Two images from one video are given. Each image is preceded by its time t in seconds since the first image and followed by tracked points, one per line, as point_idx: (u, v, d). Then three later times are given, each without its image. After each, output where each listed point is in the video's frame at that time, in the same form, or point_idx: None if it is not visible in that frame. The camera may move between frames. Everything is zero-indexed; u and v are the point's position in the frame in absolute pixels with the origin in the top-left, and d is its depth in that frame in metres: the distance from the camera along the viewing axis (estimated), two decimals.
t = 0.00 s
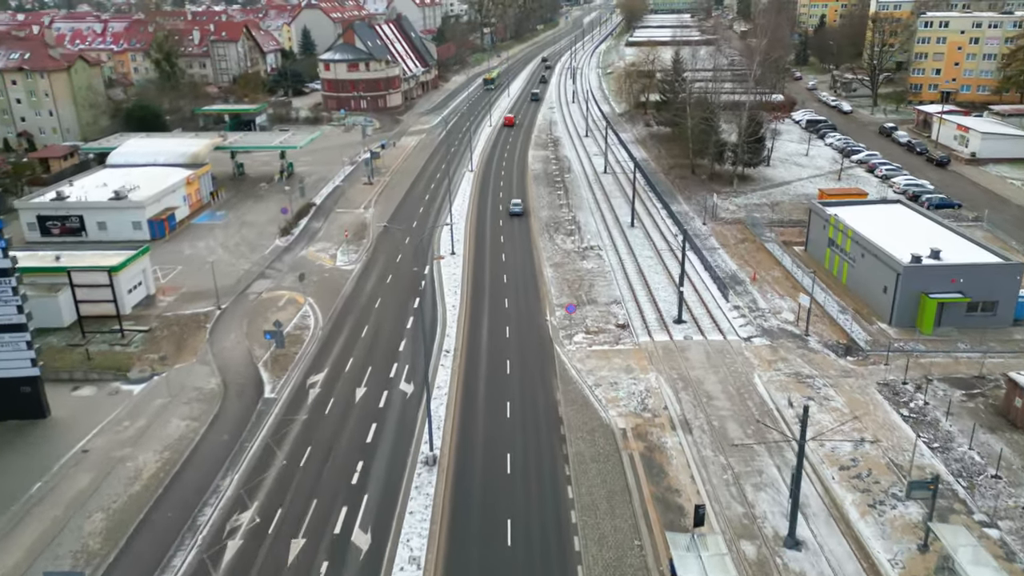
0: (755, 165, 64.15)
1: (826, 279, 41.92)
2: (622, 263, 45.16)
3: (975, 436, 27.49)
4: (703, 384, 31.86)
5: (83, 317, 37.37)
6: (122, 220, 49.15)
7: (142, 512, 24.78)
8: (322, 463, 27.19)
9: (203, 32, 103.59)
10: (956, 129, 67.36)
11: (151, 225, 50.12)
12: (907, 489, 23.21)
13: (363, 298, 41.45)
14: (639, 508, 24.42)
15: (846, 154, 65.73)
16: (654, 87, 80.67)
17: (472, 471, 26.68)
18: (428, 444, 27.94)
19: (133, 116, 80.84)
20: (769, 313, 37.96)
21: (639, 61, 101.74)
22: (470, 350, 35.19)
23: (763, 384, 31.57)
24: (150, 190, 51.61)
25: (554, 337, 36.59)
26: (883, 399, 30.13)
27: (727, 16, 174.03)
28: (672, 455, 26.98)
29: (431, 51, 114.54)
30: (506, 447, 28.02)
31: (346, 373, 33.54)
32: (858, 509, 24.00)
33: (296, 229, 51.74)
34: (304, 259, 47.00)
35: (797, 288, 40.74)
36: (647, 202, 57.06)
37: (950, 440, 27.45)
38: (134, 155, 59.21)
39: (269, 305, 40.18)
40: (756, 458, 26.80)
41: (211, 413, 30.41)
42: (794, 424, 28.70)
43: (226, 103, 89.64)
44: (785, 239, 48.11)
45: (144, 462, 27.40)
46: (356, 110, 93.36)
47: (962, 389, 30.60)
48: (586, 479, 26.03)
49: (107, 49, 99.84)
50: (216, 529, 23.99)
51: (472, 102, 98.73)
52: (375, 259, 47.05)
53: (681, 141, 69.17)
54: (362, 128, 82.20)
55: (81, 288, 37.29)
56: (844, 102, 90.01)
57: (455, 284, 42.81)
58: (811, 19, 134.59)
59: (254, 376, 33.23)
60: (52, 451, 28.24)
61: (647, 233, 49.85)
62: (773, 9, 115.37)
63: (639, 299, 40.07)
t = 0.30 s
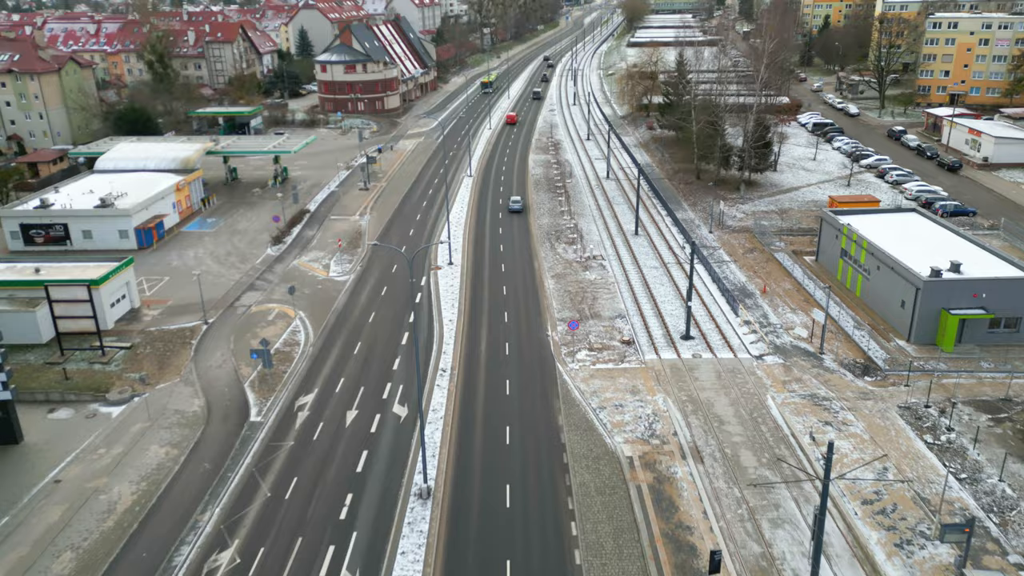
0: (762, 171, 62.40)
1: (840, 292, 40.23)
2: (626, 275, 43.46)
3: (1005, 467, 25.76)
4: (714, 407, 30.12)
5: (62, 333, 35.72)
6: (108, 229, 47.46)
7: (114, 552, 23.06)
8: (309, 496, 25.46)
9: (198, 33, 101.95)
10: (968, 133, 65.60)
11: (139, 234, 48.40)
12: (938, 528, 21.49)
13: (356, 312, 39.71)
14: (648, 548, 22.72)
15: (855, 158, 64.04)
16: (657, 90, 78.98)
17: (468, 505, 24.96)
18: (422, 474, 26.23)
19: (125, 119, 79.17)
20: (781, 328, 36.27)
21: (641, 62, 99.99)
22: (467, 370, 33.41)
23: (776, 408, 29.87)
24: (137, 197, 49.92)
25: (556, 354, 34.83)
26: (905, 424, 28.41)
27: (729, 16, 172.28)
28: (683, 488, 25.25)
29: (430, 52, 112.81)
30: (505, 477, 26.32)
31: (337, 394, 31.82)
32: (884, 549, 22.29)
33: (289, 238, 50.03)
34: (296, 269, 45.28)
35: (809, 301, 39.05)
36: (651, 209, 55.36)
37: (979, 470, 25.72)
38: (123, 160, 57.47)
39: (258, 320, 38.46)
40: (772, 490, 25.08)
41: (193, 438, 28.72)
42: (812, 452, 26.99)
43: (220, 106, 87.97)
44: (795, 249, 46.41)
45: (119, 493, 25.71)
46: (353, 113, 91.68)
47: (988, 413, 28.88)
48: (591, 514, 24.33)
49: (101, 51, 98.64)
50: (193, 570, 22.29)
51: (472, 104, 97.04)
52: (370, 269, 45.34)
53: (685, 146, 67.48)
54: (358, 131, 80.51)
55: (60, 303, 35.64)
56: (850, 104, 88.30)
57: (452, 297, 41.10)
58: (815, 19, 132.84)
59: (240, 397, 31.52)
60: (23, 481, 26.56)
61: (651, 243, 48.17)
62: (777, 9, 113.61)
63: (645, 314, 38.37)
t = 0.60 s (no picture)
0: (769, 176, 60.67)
1: (854, 305, 38.53)
2: (631, 287, 41.73)
3: None
4: (725, 432, 28.39)
5: (40, 350, 34.06)
6: (93, 237, 45.76)
7: None
8: (293, 532, 23.72)
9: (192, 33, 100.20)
10: (980, 137, 63.87)
11: (125, 243, 46.68)
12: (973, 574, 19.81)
13: (349, 326, 37.99)
14: None
15: (865, 163, 62.31)
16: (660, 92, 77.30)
17: (465, 541, 23.27)
18: (415, 508, 24.50)
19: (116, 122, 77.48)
20: (793, 345, 34.57)
21: (644, 63, 98.30)
22: (464, 391, 31.71)
23: (791, 433, 28.15)
24: (124, 205, 48.20)
25: (558, 373, 33.08)
26: (930, 452, 26.70)
27: (731, 16, 170.66)
28: (695, 524, 23.52)
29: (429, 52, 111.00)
30: (504, 511, 24.58)
31: (326, 417, 30.08)
32: None
33: (281, 247, 48.32)
34: (287, 280, 43.55)
35: (823, 316, 37.34)
36: (655, 216, 53.66)
37: (1011, 505, 24.04)
38: (111, 165, 55.76)
39: (246, 335, 36.73)
40: (791, 526, 23.39)
41: (171, 466, 26.99)
42: (832, 483, 25.27)
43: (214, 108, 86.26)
44: (805, 259, 44.69)
45: (90, 529, 23.99)
46: (350, 115, 89.98)
47: (1018, 440, 27.18)
48: (596, 553, 22.60)
49: (94, 52, 97.10)
50: None
51: (471, 106, 95.39)
52: (363, 279, 43.61)
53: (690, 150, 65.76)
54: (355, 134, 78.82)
55: (37, 319, 33.96)
56: (857, 106, 86.52)
57: (449, 310, 39.38)
58: (819, 19, 131.11)
59: (223, 420, 29.79)
60: None
61: (656, 252, 46.47)
62: (782, 8, 111.83)
63: (650, 329, 36.64)
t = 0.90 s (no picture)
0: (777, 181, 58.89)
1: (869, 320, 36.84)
2: (635, 299, 40.01)
3: None
4: (739, 460, 26.68)
5: (14, 369, 32.42)
6: (77, 247, 44.10)
7: None
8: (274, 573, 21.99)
9: (187, 34, 98.48)
10: (993, 141, 62.13)
11: (110, 254, 44.94)
12: None
13: (340, 341, 36.29)
14: None
15: (874, 168, 60.60)
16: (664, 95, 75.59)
17: None
18: (406, 546, 22.77)
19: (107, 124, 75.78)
20: (807, 364, 32.85)
21: (646, 64, 96.65)
22: (460, 413, 29.99)
23: (809, 461, 26.44)
24: (110, 212, 46.50)
25: (559, 393, 31.37)
26: (958, 484, 25.01)
27: (733, 17, 169.08)
28: (708, 566, 21.81)
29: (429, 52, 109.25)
30: (502, 548, 22.88)
31: (314, 441, 28.36)
32: None
33: (272, 256, 46.64)
34: (277, 292, 41.85)
35: (838, 332, 35.60)
36: (660, 223, 51.94)
37: None
38: (98, 171, 54.05)
39: (233, 351, 35.02)
40: (812, 567, 21.71)
41: (147, 498, 25.26)
42: (854, 518, 23.58)
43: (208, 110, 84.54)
44: (817, 269, 42.97)
45: (57, 569, 22.30)
46: (347, 117, 88.31)
47: None
48: None
49: (87, 53, 95.47)
50: None
51: (471, 109, 93.80)
52: (356, 291, 41.90)
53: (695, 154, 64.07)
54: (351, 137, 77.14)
55: (11, 337, 32.29)
56: (864, 109, 85.02)
57: (445, 324, 37.69)
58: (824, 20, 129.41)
59: (205, 446, 28.08)
60: None
61: (661, 263, 44.74)
62: (786, 8, 110.06)
63: (657, 346, 34.92)
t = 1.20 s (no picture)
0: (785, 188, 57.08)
1: (885, 336, 35.17)
2: (640, 313, 38.30)
3: None
4: (753, 492, 24.95)
5: None
6: (60, 257, 42.43)
7: None
8: None
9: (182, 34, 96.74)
10: (1006, 145, 60.37)
11: (94, 264, 43.19)
12: None
13: (331, 357, 34.59)
14: None
15: (884, 173, 58.87)
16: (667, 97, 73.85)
17: None
18: None
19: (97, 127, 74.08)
20: (823, 384, 31.13)
21: (649, 65, 94.95)
22: (456, 438, 28.29)
23: (827, 493, 24.72)
24: (93, 220, 44.79)
25: (561, 416, 29.65)
26: (989, 520, 23.28)
27: (735, 17, 167.42)
28: None
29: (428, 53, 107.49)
30: None
31: (299, 469, 26.63)
32: None
33: (262, 266, 44.91)
34: (266, 304, 40.13)
35: (854, 349, 33.89)
36: (665, 231, 50.21)
37: None
38: (85, 176, 52.35)
39: (217, 369, 33.30)
40: None
41: (118, 535, 23.52)
42: (879, 558, 21.85)
43: (201, 113, 82.79)
44: (829, 281, 41.25)
45: None
46: (343, 120, 86.58)
47: None
48: None
49: (79, 53, 93.83)
50: None
51: (470, 111, 92.15)
52: (349, 303, 40.21)
53: (700, 160, 62.35)
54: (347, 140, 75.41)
55: None
56: (871, 111, 83.39)
57: (441, 340, 35.97)
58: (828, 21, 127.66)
59: (183, 475, 26.38)
60: None
61: (666, 274, 43.00)
62: (791, 9, 108.35)
63: (663, 364, 33.22)
